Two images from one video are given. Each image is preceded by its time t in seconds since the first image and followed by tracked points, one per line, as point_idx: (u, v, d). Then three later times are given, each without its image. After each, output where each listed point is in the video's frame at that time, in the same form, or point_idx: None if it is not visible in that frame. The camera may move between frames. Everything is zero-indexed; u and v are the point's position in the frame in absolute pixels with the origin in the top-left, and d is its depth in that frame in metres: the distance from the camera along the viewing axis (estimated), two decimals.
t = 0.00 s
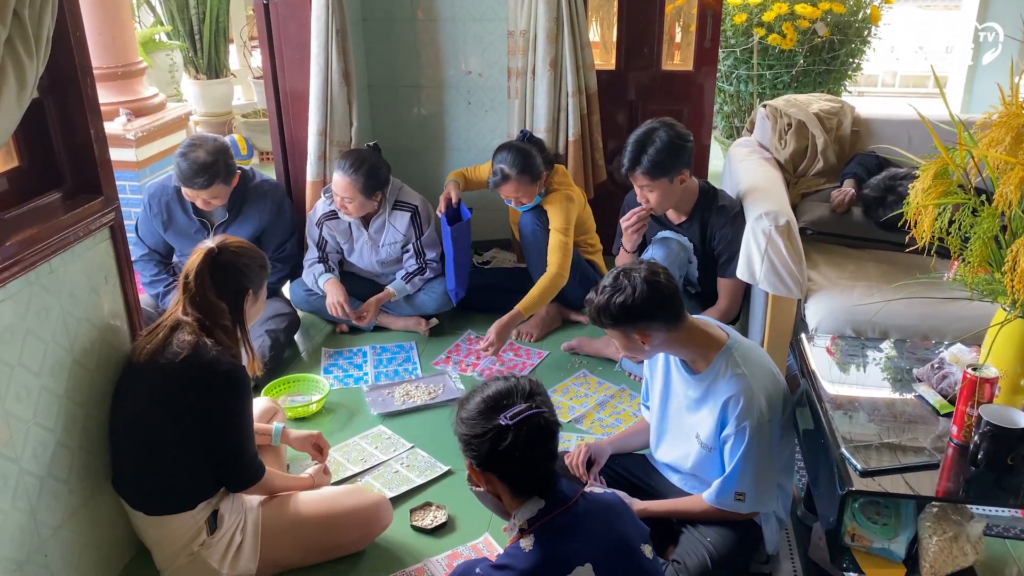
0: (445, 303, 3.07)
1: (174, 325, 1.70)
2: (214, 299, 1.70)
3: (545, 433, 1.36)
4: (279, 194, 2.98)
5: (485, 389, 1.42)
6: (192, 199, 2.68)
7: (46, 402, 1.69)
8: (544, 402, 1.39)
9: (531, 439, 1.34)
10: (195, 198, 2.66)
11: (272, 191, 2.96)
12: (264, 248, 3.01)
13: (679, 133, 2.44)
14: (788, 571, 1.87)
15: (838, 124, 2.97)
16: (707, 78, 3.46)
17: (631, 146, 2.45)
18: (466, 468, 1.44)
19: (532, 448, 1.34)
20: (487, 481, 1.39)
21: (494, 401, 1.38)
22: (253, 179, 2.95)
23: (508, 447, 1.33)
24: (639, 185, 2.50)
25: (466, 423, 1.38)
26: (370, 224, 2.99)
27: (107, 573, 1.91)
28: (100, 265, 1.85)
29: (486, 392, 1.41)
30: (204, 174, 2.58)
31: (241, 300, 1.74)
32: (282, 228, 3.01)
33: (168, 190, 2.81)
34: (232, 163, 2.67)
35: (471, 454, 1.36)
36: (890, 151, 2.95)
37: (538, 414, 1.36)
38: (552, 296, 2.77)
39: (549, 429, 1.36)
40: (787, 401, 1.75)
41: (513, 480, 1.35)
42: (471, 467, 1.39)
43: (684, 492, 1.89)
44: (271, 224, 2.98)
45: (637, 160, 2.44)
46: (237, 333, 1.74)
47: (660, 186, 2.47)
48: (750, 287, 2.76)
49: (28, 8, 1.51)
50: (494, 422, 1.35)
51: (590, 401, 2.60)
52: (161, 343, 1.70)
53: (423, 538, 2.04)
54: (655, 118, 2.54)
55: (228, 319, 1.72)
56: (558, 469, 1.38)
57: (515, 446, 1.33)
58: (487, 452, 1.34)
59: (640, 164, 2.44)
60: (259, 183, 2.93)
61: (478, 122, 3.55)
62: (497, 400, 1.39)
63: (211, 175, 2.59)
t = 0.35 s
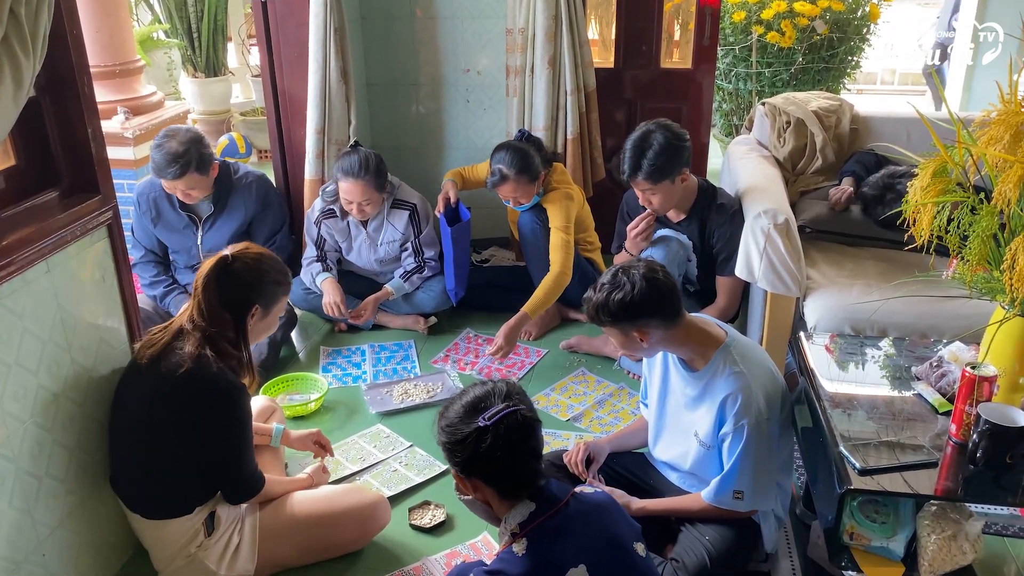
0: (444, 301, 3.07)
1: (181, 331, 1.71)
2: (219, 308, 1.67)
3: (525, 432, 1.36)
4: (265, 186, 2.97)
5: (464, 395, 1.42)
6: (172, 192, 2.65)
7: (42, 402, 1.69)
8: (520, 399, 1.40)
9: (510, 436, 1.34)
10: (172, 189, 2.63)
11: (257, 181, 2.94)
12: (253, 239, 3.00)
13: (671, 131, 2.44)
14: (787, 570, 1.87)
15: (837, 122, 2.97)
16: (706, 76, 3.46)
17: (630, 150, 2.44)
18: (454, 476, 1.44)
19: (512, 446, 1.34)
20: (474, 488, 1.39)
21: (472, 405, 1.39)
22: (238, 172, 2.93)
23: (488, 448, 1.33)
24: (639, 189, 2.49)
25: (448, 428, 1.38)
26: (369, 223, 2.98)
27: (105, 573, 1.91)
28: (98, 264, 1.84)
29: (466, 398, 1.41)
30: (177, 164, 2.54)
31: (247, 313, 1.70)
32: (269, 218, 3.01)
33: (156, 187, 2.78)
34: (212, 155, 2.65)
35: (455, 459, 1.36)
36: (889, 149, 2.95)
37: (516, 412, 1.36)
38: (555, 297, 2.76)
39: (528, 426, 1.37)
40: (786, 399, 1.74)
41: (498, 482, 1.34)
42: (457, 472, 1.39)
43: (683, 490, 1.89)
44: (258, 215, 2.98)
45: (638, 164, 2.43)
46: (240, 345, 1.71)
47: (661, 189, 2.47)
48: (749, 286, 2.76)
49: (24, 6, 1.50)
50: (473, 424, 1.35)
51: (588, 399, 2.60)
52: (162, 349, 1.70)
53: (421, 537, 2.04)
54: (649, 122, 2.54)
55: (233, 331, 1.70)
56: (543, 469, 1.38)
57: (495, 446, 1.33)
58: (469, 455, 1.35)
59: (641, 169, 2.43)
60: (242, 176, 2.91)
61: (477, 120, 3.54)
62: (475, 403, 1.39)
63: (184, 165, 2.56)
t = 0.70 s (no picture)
0: (443, 300, 3.08)
1: (184, 336, 1.69)
2: (225, 319, 1.65)
3: (526, 427, 1.36)
4: (260, 180, 2.96)
5: (467, 390, 1.42)
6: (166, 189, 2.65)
7: (40, 401, 1.68)
8: (521, 394, 1.41)
9: (515, 428, 1.35)
10: (165, 185, 2.62)
11: (252, 177, 2.93)
12: (250, 237, 2.99)
13: (664, 130, 2.44)
14: (785, 569, 1.87)
15: (835, 120, 2.97)
16: (704, 74, 3.46)
17: (625, 154, 2.43)
18: (451, 474, 1.44)
19: (515, 438, 1.34)
20: (473, 485, 1.39)
21: (475, 400, 1.39)
22: (233, 169, 2.92)
23: (493, 438, 1.34)
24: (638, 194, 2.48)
25: (448, 424, 1.38)
26: (368, 222, 2.98)
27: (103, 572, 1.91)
28: (96, 263, 1.84)
29: (468, 394, 1.41)
30: (168, 161, 2.54)
31: (252, 324, 1.68)
32: (263, 216, 2.98)
33: (151, 185, 2.81)
34: (200, 152, 2.64)
35: (455, 455, 1.36)
36: (888, 148, 2.95)
37: (519, 405, 1.38)
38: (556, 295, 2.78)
39: (531, 420, 1.38)
40: (784, 398, 1.74)
41: (501, 476, 1.34)
42: (455, 469, 1.39)
43: (681, 489, 1.89)
44: (256, 211, 2.97)
45: (634, 169, 2.42)
46: (243, 357, 1.70)
47: (660, 190, 2.47)
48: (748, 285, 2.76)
49: (21, 5, 1.50)
50: (476, 418, 1.36)
51: (587, 398, 2.59)
52: (164, 355, 1.69)
53: (419, 536, 2.04)
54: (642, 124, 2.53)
55: (237, 342, 1.68)
56: (542, 465, 1.38)
57: (500, 438, 1.34)
58: (471, 449, 1.34)
59: (638, 172, 2.42)
60: (237, 172, 2.90)
61: (475, 119, 3.54)
62: (477, 399, 1.39)
63: (176, 160, 2.55)
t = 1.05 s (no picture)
0: (442, 300, 3.08)
1: (192, 341, 1.68)
2: (235, 326, 1.64)
3: (526, 424, 1.37)
4: (263, 184, 2.95)
5: (463, 391, 1.42)
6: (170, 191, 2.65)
7: (39, 401, 1.68)
8: (518, 392, 1.41)
9: (514, 426, 1.35)
10: (173, 187, 2.62)
11: (254, 179, 2.92)
12: (251, 238, 2.99)
13: (663, 132, 2.44)
14: (785, 569, 1.87)
15: (835, 120, 2.97)
16: (703, 74, 3.45)
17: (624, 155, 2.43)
18: (447, 474, 1.44)
19: (515, 436, 1.35)
20: (471, 484, 1.39)
21: (472, 399, 1.39)
22: (235, 169, 2.91)
23: (492, 440, 1.33)
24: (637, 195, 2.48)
25: (446, 425, 1.37)
26: (368, 222, 2.98)
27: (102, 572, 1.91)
28: (94, 263, 1.84)
29: (464, 394, 1.41)
30: (175, 163, 2.54)
31: (261, 332, 1.68)
32: (265, 218, 2.98)
33: (152, 184, 2.80)
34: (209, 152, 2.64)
35: (453, 455, 1.35)
36: (887, 147, 2.95)
37: (518, 403, 1.38)
38: (571, 295, 2.79)
39: (529, 417, 1.38)
40: (783, 397, 1.74)
41: (499, 477, 1.34)
42: (452, 469, 1.38)
43: (681, 489, 1.89)
44: (258, 211, 2.96)
45: (633, 170, 2.42)
46: (251, 364, 1.69)
47: (659, 192, 2.47)
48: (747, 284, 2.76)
49: (19, 6, 1.49)
50: (475, 417, 1.35)
51: (587, 398, 2.59)
52: (172, 358, 1.68)
53: (419, 536, 2.03)
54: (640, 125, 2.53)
55: (244, 350, 1.67)
56: (540, 464, 1.38)
57: (499, 437, 1.33)
58: (470, 449, 1.34)
59: (637, 174, 2.42)
60: (239, 174, 2.89)
61: (474, 119, 3.54)
62: (475, 398, 1.39)
63: (183, 163, 2.55)
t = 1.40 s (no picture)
0: (441, 301, 3.07)
1: (201, 344, 1.67)
2: (247, 334, 1.64)
3: (518, 423, 1.37)
4: (264, 186, 2.95)
5: (454, 394, 1.41)
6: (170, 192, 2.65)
7: (39, 402, 1.68)
8: (509, 393, 1.42)
9: (508, 425, 1.36)
10: (170, 189, 2.62)
11: (254, 181, 2.92)
12: (251, 240, 2.99)
13: (667, 134, 2.44)
14: (785, 570, 1.87)
15: (835, 120, 2.97)
16: (703, 74, 3.45)
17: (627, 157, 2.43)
18: (439, 478, 1.43)
19: (507, 435, 1.35)
20: (465, 487, 1.39)
21: (463, 401, 1.39)
22: (236, 172, 2.92)
23: (486, 441, 1.33)
24: (640, 196, 2.47)
25: (438, 427, 1.37)
26: (369, 223, 2.98)
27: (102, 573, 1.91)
28: (94, 264, 1.84)
29: (455, 397, 1.40)
30: (175, 165, 2.54)
31: (272, 338, 1.68)
32: (265, 220, 2.98)
33: (153, 186, 2.80)
34: (209, 154, 2.64)
35: (446, 457, 1.35)
36: (887, 148, 2.95)
37: (509, 403, 1.38)
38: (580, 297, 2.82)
39: (522, 417, 1.39)
40: (782, 397, 1.73)
41: (493, 477, 1.34)
42: (445, 471, 1.38)
43: (681, 490, 1.88)
44: (258, 213, 2.96)
45: (637, 171, 2.42)
46: (261, 370, 1.69)
47: (662, 193, 2.47)
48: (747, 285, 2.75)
49: (19, 7, 1.50)
50: (467, 418, 1.35)
51: (587, 399, 2.59)
52: (180, 359, 1.67)
53: (419, 537, 2.03)
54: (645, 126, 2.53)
55: (256, 355, 1.67)
56: (532, 463, 1.39)
57: (492, 439, 1.34)
58: (464, 449, 1.34)
59: (641, 175, 2.42)
60: (240, 176, 2.90)
61: (474, 119, 3.54)
62: (466, 400, 1.39)
63: (183, 165, 2.55)
